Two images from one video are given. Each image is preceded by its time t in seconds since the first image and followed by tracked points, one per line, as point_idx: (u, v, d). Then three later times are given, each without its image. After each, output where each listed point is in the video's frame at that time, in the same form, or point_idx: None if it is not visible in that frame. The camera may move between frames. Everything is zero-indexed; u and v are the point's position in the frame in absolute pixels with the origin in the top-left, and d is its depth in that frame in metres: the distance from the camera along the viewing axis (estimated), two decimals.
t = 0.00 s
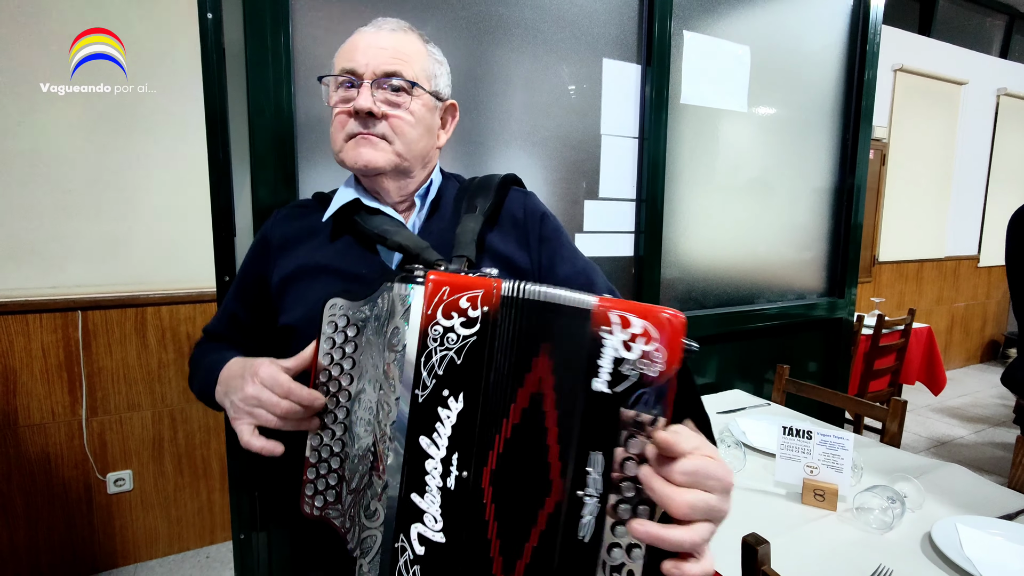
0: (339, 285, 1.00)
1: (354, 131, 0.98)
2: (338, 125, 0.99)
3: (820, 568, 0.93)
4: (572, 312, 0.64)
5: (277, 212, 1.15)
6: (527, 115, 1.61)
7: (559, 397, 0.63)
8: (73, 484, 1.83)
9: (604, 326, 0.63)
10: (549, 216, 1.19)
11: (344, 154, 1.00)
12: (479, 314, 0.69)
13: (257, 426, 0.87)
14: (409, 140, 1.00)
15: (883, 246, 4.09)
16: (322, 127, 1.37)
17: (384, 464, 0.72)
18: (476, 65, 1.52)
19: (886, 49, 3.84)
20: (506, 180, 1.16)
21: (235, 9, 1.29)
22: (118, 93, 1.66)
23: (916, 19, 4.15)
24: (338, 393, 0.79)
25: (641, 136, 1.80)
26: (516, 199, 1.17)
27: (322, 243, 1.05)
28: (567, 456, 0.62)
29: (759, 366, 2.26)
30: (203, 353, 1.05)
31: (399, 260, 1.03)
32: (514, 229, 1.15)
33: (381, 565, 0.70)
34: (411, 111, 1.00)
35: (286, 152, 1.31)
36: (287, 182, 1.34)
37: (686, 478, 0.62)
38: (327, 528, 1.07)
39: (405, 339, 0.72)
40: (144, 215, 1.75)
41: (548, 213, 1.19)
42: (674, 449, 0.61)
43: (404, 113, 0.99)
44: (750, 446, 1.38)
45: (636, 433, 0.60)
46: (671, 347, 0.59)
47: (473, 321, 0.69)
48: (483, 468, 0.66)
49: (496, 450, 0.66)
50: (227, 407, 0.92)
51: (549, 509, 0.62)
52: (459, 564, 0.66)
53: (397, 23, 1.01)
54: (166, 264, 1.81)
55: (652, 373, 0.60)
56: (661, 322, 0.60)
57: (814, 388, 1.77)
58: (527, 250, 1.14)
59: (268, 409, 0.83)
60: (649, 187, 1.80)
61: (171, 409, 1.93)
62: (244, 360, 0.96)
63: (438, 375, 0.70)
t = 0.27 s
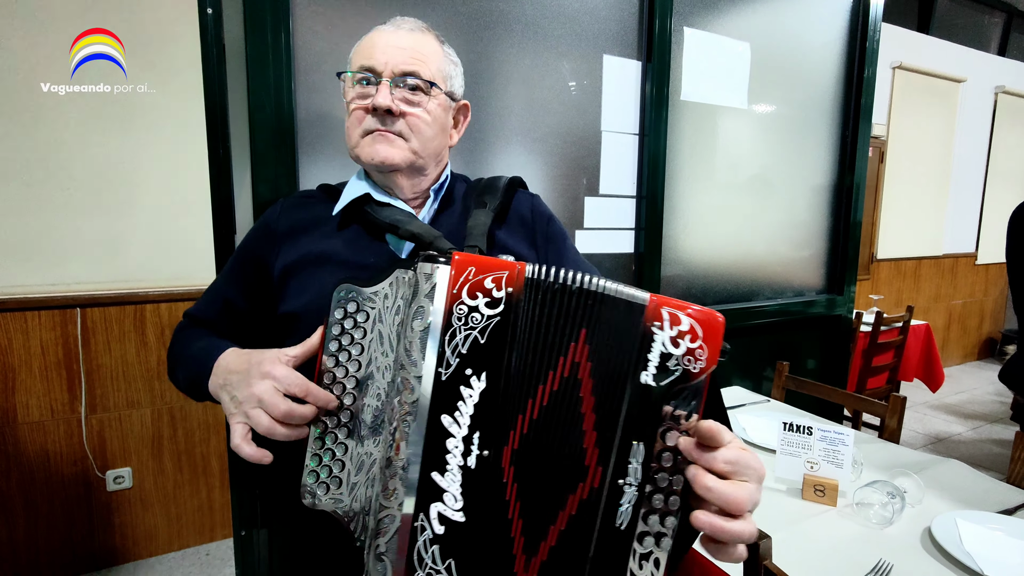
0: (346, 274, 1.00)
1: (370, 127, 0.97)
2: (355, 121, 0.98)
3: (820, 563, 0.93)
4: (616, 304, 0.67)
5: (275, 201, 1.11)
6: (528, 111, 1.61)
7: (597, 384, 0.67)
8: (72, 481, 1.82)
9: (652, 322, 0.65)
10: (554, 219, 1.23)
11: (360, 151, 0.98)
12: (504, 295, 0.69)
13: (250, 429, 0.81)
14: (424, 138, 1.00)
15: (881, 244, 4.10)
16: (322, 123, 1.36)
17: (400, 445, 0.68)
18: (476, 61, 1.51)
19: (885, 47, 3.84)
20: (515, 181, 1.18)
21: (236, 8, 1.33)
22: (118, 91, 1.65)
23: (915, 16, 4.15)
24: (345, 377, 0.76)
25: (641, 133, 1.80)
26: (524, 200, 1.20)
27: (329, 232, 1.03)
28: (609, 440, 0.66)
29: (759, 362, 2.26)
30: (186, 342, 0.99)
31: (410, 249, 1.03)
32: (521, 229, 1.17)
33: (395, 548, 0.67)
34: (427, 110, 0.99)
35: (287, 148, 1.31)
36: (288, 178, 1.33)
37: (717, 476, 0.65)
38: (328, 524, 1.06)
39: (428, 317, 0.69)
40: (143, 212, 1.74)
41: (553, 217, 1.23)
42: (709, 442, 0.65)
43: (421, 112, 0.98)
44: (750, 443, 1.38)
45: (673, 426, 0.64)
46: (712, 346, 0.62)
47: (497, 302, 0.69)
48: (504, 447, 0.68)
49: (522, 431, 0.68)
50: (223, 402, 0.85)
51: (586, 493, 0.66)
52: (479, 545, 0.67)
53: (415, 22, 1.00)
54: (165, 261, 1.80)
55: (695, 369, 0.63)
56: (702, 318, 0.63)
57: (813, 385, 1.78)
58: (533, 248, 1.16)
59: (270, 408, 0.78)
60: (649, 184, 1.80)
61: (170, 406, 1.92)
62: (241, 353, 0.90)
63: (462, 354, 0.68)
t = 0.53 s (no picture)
0: (352, 270, 1.00)
1: (378, 126, 0.96)
2: (361, 119, 0.97)
3: (819, 560, 0.94)
4: (655, 307, 0.68)
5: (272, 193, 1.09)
6: (528, 109, 1.61)
7: (632, 383, 0.68)
8: (71, 479, 1.82)
9: (690, 325, 0.69)
10: (555, 221, 1.24)
11: (366, 149, 0.98)
12: (536, 293, 0.67)
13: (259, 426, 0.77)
14: (432, 139, 1.00)
15: (880, 242, 4.10)
16: (322, 121, 1.36)
17: (428, 442, 0.64)
18: (476, 59, 1.51)
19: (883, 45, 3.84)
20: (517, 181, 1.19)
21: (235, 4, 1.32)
22: (117, 89, 1.65)
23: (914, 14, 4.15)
24: (354, 374, 0.76)
25: (641, 131, 1.80)
26: (525, 201, 1.21)
27: (333, 228, 1.03)
28: (645, 438, 0.67)
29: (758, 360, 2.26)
30: (181, 336, 0.95)
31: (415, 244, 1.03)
32: (524, 229, 1.17)
33: (425, 549, 0.63)
34: (435, 111, 1.00)
35: (287, 146, 1.30)
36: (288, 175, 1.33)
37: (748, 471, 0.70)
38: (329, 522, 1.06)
39: (460, 311, 0.65)
40: (142, 210, 1.74)
41: (554, 218, 1.24)
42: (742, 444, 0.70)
43: (429, 113, 0.98)
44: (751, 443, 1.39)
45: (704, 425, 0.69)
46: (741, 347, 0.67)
47: (529, 299, 0.67)
48: (533, 442, 0.65)
49: (550, 426, 0.66)
50: (225, 397, 0.81)
51: (625, 490, 0.67)
52: (509, 541, 0.64)
53: (423, 21, 0.99)
54: (164, 259, 1.80)
55: (726, 372, 0.68)
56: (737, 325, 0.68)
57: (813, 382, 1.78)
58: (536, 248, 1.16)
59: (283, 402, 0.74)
60: (649, 181, 1.80)
61: (169, 404, 1.92)
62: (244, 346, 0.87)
63: (495, 350, 0.65)
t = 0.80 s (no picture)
0: (353, 270, 0.99)
1: (374, 123, 0.95)
2: (357, 115, 0.96)
3: (820, 557, 0.93)
4: (680, 309, 0.67)
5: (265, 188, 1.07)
6: (527, 104, 1.60)
7: (659, 386, 0.67)
8: (69, 477, 1.82)
9: (717, 331, 0.67)
10: (552, 219, 1.24)
11: (362, 146, 0.97)
12: (556, 295, 0.65)
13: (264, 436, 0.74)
14: (430, 136, 0.99)
15: (879, 238, 4.10)
16: (320, 116, 1.35)
17: (448, 444, 0.62)
18: (475, 53, 1.50)
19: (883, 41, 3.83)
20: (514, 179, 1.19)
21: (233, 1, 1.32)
22: (114, 85, 1.64)
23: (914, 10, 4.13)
24: (359, 378, 0.75)
25: (641, 126, 1.79)
26: (523, 199, 1.20)
27: (331, 226, 1.02)
28: (671, 441, 0.66)
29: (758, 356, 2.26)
30: (167, 341, 0.92)
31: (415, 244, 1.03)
32: (524, 226, 1.16)
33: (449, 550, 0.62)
34: (434, 108, 0.98)
35: (284, 141, 1.29)
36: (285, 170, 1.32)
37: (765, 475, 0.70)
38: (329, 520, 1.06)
39: (483, 313, 0.63)
40: (139, 206, 1.73)
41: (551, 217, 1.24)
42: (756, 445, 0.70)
43: (427, 110, 0.97)
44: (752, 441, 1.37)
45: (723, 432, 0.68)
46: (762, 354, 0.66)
47: (550, 301, 0.65)
48: (554, 443, 0.65)
49: (570, 427, 0.65)
50: (225, 406, 0.78)
51: (654, 494, 0.66)
52: (529, 543, 0.63)
53: (420, 13, 0.98)
54: (162, 255, 1.79)
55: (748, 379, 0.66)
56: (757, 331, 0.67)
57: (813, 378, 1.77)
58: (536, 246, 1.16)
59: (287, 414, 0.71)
60: (649, 177, 1.79)
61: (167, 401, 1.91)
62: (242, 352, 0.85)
63: (517, 353, 0.63)
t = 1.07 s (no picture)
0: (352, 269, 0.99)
1: (366, 118, 0.95)
2: (349, 111, 0.96)
3: (819, 556, 0.94)
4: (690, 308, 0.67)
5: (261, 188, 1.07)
6: (526, 103, 1.60)
7: (670, 383, 0.67)
8: (68, 475, 1.82)
9: (732, 329, 0.66)
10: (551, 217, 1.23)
11: (354, 142, 0.96)
12: (561, 292, 0.65)
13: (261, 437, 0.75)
14: (423, 132, 0.98)
15: (878, 237, 4.10)
16: (318, 114, 1.35)
17: (450, 442, 0.62)
18: (475, 51, 1.50)
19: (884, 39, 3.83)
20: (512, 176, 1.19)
21: None
22: (112, 83, 1.63)
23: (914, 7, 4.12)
24: (358, 378, 0.75)
25: (641, 125, 1.79)
26: (522, 197, 1.21)
27: (327, 224, 1.02)
28: (684, 438, 0.66)
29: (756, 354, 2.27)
30: (167, 344, 0.94)
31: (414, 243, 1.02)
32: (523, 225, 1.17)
33: (455, 549, 0.62)
34: (426, 103, 0.98)
35: (283, 139, 1.29)
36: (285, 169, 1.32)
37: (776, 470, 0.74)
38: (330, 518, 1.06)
39: (488, 313, 0.63)
40: (138, 205, 1.73)
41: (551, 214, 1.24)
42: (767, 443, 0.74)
43: (420, 105, 0.97)
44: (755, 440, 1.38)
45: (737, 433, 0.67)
46: (773, 349, 0.66)
47: (554, 298, 0.65)
48: (561, 440, 0.65)
49: (577, 425, 0.65)
50: (225, 410, 0.81)
51: (671, 491, 0.66)
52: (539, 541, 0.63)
53: (415, 8, 0.98)
54: (162, 253, 1.79)
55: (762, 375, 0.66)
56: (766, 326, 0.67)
57: (811, 377, 1.78)
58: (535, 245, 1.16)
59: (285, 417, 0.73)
60: (648, 176, 1.79)
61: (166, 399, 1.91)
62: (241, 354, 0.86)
63: (522, 351, 0.63)
